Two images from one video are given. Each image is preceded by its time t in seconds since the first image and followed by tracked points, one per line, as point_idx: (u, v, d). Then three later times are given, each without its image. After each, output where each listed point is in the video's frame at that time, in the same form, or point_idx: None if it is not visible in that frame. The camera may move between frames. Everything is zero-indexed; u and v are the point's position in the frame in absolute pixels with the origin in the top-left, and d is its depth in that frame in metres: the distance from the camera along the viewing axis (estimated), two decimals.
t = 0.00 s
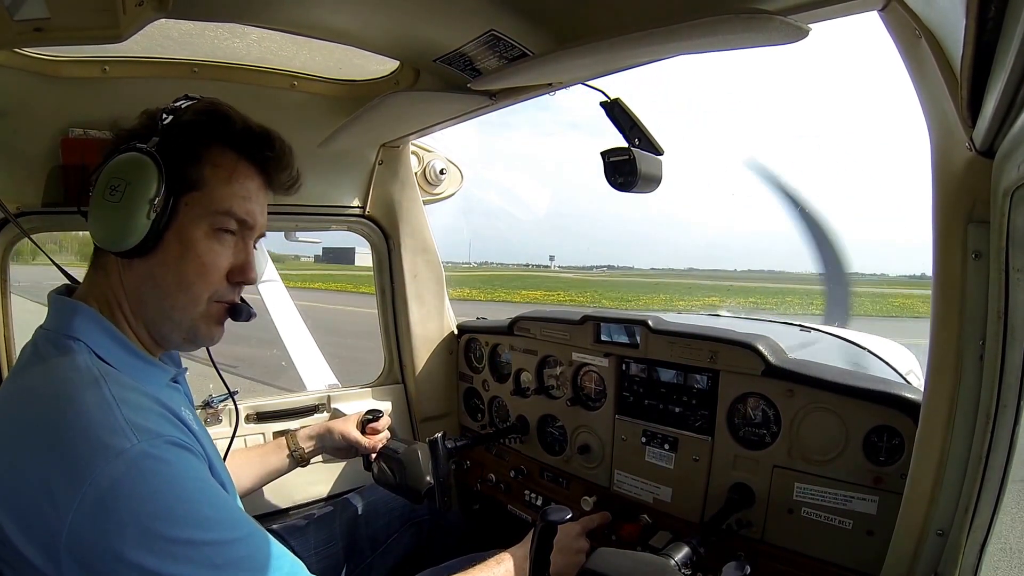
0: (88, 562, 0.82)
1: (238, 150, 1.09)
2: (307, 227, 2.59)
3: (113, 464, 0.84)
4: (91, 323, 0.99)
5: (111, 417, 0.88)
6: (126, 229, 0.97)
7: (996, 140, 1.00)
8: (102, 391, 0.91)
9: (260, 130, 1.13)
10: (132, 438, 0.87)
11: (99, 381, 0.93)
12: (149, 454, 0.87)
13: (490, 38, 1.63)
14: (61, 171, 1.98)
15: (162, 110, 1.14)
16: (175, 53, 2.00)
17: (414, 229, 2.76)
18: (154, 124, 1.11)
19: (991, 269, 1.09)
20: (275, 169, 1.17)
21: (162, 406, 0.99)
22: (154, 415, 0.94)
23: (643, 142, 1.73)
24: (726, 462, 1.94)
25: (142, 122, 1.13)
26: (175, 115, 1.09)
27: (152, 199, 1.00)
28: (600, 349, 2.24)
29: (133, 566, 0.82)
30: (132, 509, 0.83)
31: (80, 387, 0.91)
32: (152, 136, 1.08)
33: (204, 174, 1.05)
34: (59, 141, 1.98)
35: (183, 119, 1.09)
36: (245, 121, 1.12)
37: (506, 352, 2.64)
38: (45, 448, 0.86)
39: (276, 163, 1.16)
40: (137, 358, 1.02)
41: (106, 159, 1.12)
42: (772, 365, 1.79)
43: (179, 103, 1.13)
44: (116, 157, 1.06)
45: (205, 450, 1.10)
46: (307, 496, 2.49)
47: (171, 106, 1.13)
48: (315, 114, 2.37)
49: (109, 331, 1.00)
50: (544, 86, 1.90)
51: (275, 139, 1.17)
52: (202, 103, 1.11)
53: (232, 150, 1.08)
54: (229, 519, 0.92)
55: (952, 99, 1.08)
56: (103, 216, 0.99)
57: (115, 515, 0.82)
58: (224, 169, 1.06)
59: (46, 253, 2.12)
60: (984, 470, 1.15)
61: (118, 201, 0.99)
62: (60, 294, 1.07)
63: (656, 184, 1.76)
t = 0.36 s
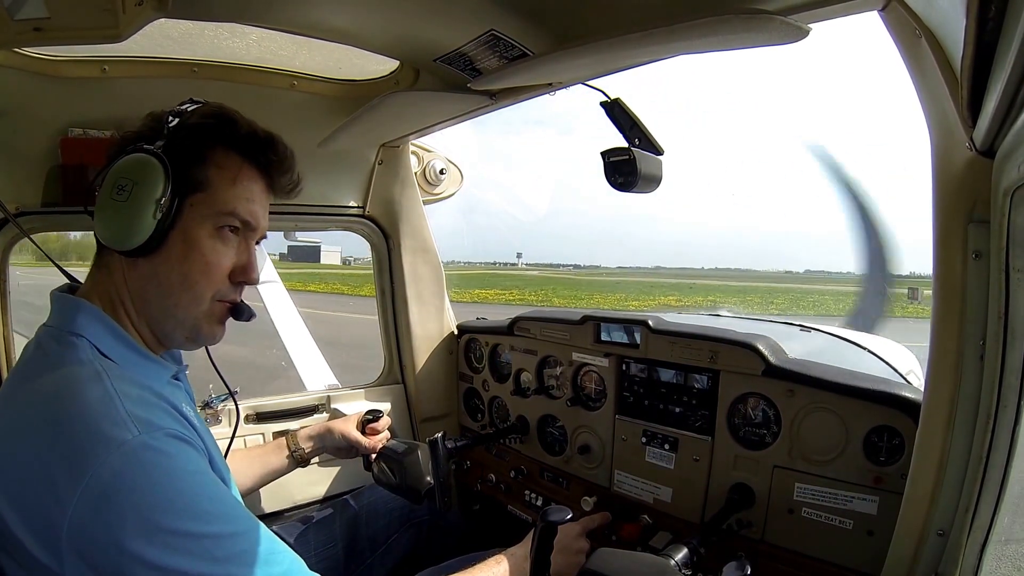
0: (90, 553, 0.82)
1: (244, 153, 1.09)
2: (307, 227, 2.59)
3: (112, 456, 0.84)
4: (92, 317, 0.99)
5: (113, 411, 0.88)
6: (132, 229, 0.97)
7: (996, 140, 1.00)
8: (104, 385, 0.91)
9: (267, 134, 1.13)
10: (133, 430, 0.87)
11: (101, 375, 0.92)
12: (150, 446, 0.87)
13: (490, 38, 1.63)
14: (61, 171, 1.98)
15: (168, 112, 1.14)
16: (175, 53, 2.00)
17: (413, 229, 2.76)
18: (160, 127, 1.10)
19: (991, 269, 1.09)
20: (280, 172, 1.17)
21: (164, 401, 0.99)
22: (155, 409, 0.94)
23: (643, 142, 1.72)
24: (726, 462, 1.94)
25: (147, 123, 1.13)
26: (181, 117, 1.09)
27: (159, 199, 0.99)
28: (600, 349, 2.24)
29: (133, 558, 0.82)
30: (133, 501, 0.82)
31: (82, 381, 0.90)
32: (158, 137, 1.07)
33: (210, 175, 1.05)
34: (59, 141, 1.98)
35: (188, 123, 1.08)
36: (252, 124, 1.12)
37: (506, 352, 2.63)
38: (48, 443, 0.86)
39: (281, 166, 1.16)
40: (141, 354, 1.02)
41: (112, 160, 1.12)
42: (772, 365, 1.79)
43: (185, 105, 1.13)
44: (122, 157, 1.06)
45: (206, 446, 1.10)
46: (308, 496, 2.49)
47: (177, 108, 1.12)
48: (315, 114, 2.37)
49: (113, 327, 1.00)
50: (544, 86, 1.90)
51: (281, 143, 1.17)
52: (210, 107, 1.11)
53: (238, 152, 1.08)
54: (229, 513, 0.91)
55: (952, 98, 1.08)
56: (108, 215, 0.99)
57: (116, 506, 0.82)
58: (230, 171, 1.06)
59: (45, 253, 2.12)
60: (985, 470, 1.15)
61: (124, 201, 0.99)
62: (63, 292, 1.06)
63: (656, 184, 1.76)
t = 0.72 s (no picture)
0: (91, 551, 0.82)
1: (244, 152, 1.09)
2: (307, 228, 2.59)
3: (113, 454, 0.84)
4: (92, 316, 0.99)
5: (114, 409, 0.88)
6: (132, 228, 0.96)
7: (996, 140, 1.00)
8: (104, 383, 0.91)
9: (266, 133, 1.13)
10: (134, 428, 0.87)
11: (101, 373, 0.92)
12: (150, 444, 0.87)
13: (490, 38, 1.63)
14: (61, 171, 1.98)
15: (167, 111, 1.14)
16: (175, 53, 2.00)
17: (413, 229, 2.76)
18: (159, 126, 1.10)
19: (991, 269, 1.09)
20: (279, 171, 1.17)
21: (165, 399, 0.99)
22: (156, 408, 0.94)
23: (643, 142, 1.72)
24: (726, 462, 1.94)
25: (145, 122, 1.13)
26: (180, 117, 1.09)
27: (159, 199, 0.99)
28: (600, 349, 2.24)
29: (134, 556, 0.82)
30: (134, 498, 0.82)
31: (83, 379, 0.90)
32: (157, 136, 1.07)
33: (210, 174, 1.05)
34: (59, 141, 1.98)
35: (188, 122, 1.08)
36: (251, 124, 1.12)
37: (506, 352, 2.63)
38: (48, 441, 0.86)
39: (280, 165, 1.16)
40: (142, 352, 1.02)
41: (110, 159, 1.12)
42: (772, 365, 1.79)
43: (183, 105, 1.13)
44: (121, 157, 1.05)
45: (207, 445, 1.10)
46: (308, 496, 2.49)
47: (176, 108, 1.12)
48: (315, 114, 2.37)
49: (113, 325, 1.00)
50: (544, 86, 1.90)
51: (280, 142, 1.17)
52: (209, 107, 1.11)
53: (238, 152, 1.08)
54: (229, 510, 0.91)
55: (952, 98, 1.08)
56: (109, 214, 0.99)
57: (117, 503, 0.82)
58: (230, 171, 1.07)
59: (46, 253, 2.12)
60: (985, 471, 1.15)
61: (125, 200, 0.99)
62: (63, 291, 1.06)
63: (656, 184, 1.76)
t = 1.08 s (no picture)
0: (91, 553, 0.82)
1: (242, 152, 1.09)
2: (307, 227, 2.58)
3: (113, 455, 0.84)
4: (92, 317, 0.99)
5: (113, 410, 0.88)
6: (132, 230, 0.96)
7: (996, 140, 1.00)
8: (104, 385, 0.91)
9: (264, 132, 1.13)
10: (133, 429, 0.87)
11: (101, 374, 0.92)
12: (150, 446, 0.87)
13: (490, 38, 1.63)
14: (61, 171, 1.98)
15: (165, 111, 1.14)
16: (175, 53, 2.00)
17: (413, 229, 2.76)
18: (157, 126, 1.10)
19: (992, 269, 1.08)
20: (278, 169, 1.16)
21: (165, 401, 0.99)
22: (156, 408, 0.93)
23: (643, 141, 1.72)
24: (726, 462, 1.94)
25: (143, 122, 1.13)
26: (178, 116, 1.09)
27: (158, 199, 0.99)
28: (600, 349, 2.24)
29: (134, 558, 0.82)
30: (133, 501, 0.82)
31: (83, 381, 0.90)
32: (155, 136, 1.07)
33: (209, 174, 1.05)
34: (59, 141, 1.98)
35: (186, 122, 1.08)
36: (249, 123, 1.12)
37: (506, 352, 2.63)
38: (48, 443, 0.86)
39: (279, 164, 1.16)
40: (142, 353, 1.02)
41: (109, 159, 1.11)
42: (772, 365, 1.79)
43: (181, 104, 1.12)
44: (119, 157, 1.05)
45: (206, 445, 1.10)
46: (308, 496, 2.49)
47: (173, 107, 1.12)
48: (315, 114, 2.37)
49: (112, 326, 1.00)
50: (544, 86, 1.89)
51: (278, 141, 1.17)
52: (207, 106, 1.11)
53: (236, 151, 1.08)
54: (229, 512, 0.91)
55: (952, 98, 1.08)
56: (107, 215, 0.99)
57: (117, 506, 0.82)
58: (228, 170, 1.06)
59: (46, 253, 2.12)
60: (986, 471, 1.15)
61: (123, 200, 0.99)
62: (63, 292, 1.06)
63: (656, 184, 1.76)
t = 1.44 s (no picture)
0: (92, 551, 0.82)
1: (240, 150, 1.09)
2: (307, 228, 2.58)
3: (113, 453, 0.84)
4: (92, 315, 0.98)
5: (114, 407, 0.88)
6: (132, 227, 0.96)
7: (998, 140, 1.00)
8: (104, 382, 0.90)
9: (261, 131, 1.13)
10: (134, 426, 0.87)
11: (102, 372, 0.91)
12: (150, 442, 0.86)
13: (490, 37, 1.62)
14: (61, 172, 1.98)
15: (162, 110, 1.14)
16: (176, 53, 1.99)
17: (414, 229, 2.76)
18: (155, 124, 1.10)
19: (994, 269, 1.08)
20: (276, 168, 1.16)
21: (165, 397, 0.99)
22: (156, 405, 0.93)
23: (644, 142, 1.71)
24: (727, 463, 1.93)
25: (140, 122, 1.12)
26: (175, 116, 1.09)
27: (156, 198, 0.99)
28: (600, 349, 2.24)
29: (136, 554, 0.82)
30: (134, 496, 0.82)
31: (84, 379, 0.90)
32: (153, 136, 1.07)
33: (207, 173, 1.05)
34: (59, 141, 1.98)
35: (184, 121, 1.08)
36: (247, 122, 1.12)
37: (506, 352, 2.63)
38: (49, 441, 0.86)
39: (276, 162, 1.16)
40: (143, 351, 1.02)
41: (107, 160, 1.11)
42: (772, 365, 1.79)
43: (178, 104, 1.12)
44: (117, 157, 1.05)
45: (206, 442, 1.10)
46: (308, 497, 2.49)
47: (170, 107, 1.12)
48: (315, 114, 2.37)
49: (112, 324, 0.99)
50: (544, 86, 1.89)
51: (276, 140, 1.17)
52: (205, 105, 1.11)
53: (235, 150, 1.08)
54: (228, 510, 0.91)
55: (953, 98, 1.08)
56: (106, 213, 0.99)
57: (118, 502, 0.82)
58: (227, 169, 1.06)
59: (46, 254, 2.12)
60: (987, 472, 1.15)
61: (122, 199, 0.98)
62: (63, 290, 1.06)
63: (657, 184, 1.76)
